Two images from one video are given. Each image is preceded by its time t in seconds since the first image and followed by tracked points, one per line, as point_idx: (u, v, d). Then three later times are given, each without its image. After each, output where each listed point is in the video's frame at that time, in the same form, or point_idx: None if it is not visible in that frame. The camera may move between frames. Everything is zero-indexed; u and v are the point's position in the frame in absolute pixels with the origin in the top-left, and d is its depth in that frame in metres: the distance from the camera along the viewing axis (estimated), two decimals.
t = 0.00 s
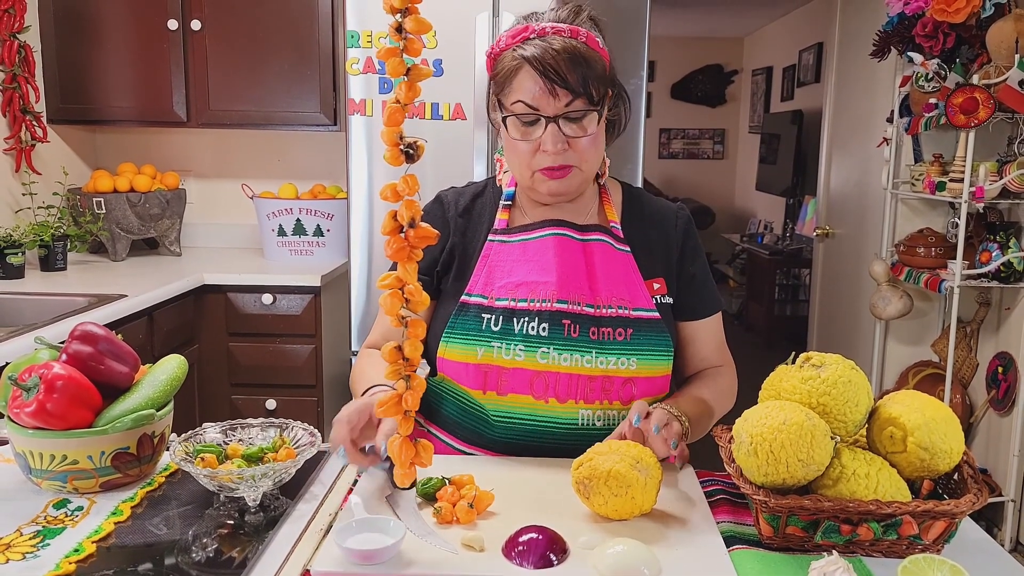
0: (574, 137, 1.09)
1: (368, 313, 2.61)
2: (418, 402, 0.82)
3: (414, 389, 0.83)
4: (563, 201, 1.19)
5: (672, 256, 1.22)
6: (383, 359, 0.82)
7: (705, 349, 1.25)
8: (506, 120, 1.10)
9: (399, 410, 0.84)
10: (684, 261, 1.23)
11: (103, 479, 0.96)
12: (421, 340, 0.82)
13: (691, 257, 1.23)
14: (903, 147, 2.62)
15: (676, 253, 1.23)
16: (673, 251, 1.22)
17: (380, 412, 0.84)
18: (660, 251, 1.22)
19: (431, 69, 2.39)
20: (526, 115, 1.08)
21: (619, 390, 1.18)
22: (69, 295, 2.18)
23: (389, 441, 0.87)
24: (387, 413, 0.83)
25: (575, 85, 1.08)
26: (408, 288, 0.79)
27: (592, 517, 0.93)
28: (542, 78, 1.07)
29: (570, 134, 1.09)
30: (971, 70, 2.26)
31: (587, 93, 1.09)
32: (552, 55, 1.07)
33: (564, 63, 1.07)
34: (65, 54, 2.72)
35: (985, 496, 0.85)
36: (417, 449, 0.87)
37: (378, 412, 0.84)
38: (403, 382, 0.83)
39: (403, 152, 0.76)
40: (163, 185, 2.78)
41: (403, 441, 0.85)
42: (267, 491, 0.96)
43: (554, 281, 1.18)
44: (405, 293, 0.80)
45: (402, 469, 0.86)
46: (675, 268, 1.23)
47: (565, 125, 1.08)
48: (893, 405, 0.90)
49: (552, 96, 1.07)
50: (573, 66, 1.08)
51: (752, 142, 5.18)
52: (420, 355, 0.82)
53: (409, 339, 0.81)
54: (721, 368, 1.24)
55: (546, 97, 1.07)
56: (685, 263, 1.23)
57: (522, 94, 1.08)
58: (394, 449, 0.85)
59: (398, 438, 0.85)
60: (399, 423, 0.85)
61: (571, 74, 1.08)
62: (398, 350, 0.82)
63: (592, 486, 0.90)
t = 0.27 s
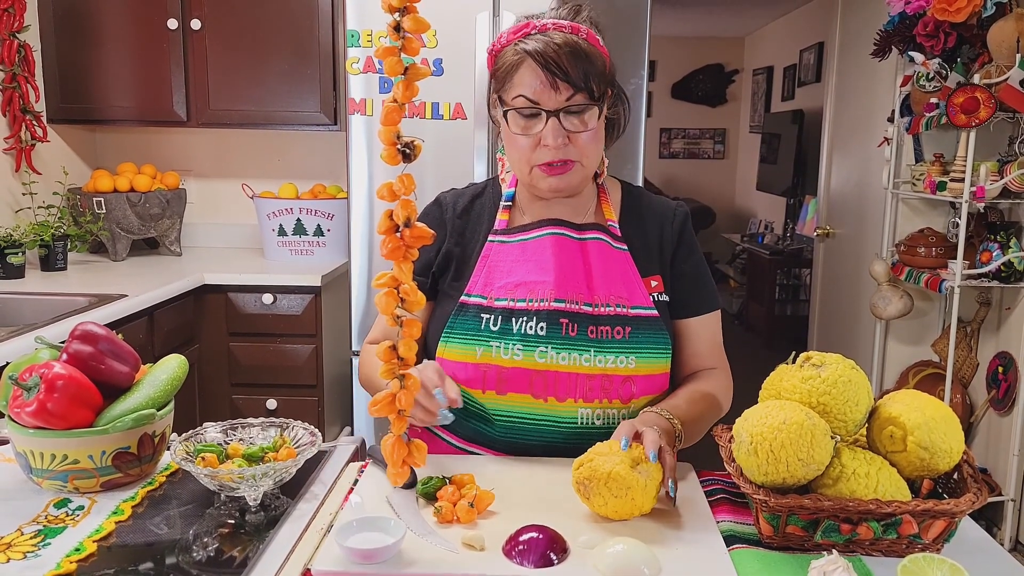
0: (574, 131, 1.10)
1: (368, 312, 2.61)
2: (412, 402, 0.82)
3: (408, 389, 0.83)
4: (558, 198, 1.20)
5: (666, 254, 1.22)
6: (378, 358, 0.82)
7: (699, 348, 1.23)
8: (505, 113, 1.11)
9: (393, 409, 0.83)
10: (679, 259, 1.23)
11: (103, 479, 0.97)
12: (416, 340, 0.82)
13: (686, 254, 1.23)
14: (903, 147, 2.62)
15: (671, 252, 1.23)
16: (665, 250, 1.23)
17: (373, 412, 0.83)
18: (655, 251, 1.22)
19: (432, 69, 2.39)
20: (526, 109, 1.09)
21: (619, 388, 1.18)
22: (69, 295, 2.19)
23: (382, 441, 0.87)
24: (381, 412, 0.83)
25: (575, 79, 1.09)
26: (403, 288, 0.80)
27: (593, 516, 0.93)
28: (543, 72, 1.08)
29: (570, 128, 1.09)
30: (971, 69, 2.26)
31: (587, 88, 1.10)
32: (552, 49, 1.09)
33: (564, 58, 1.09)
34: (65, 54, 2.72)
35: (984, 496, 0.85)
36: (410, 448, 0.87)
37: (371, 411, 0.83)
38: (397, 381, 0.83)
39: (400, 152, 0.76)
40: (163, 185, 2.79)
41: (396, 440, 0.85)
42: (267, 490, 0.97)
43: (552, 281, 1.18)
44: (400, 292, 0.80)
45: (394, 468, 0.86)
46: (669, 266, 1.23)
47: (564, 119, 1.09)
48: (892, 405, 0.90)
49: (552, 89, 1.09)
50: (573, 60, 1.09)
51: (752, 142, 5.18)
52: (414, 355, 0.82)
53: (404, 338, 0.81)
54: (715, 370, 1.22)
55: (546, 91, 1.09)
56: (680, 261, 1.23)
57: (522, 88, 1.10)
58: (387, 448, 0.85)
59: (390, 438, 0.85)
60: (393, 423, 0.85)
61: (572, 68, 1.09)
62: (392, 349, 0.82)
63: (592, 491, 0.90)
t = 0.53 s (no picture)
0: (575, 125, 1.10)
1: (368, 312, 2.61)
2: (412, 401, 0.82)
3: (408, 388, 0.83)
4: (560, 195, 1.21)
5: (665, 252, 1.23)
6: (377, 357, 0.82)
7: (697, 347, 1.23)
8: (507, 106, 1.12)
9: (393, 408, 0.83)
10: (679, 257, 1.23)
11: (102, 479, 0.97)
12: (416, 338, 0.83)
13: (685, 252, 1.23)
14: (903, 146, 2.62)
15: (670, 250, 1.23)
16: (665, 248, 1.23)
17: (374, 410, 0.83)
18: (655, 250, 1.23)
19: (431, 68, 2.39)
20: (528, 101, 1.10)
21: (619, 386, 1.18)
22: (68, 294, 2.19)
23: (382, 440, 0.87)
24: (380, 411, 0.83)
25: (577, 73, 1.10)
26: (402, 287, 0.80)
27: (593, 516, 0.93)
28: (546, 65, 1.10)
29: (571, 122, 1.10)
30: (971, 69, 2.26)
31: (588, 83, 1.11)
32: (555, 43, 1.10)
33: (566, 51, 1.10)
34: (63, 54, 2.72)
35: (983, 494, 0.85)
36: (410, 447, 0.87)
37: (371, 410, 0.84)
38: (397, 380, 0.83)
39: (399, 151, 0.77)
40: (162, 185, 2.78)
41: (395, 439, 0.85)
42: (266, 490, 0.97)
43: (553, 279, 1.19)
44: (400, 291, 0.80)
45: (393, 467, 0.86)
46: (669, 263, 1.23)
47: (566, 112, 1.10)
48: (891, 404, 0.90)
49: (555, 81, 1.09)
50: (576, 55, 1.10)
51: (752, 141, 5.18)
52: (414, 354, 0.82)
53: (404, 337, 0.82)
54: (711, 371, 1.21)
55: (548, 84, 1.10)
56: (679, 258, 1.23)
57: (524, 81, 1.11)
58: (386, 447, 0.85)
59: (390, 437, 0.85)
60: (393, 422, 0.85)
61: (574, 62, 1.10)
62: (391, 349, 0.82)
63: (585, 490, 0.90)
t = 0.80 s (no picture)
0: (579, 127, 1.10)
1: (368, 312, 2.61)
2: (417, 400, 0.83)
3: (413, 387, 0.83)
4: (565, 195, 1.20)
5: (669, 252, 1.21)
6: (382, 357, 0.82)
7: (704, 347, 1.21)
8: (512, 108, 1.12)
9: (399, 408, 0.83)
10: (683, 256, 1.22)
11: (102, 479, 0.97)
12: (420, 338, 0.83)
13: (689, 252, 1.22)
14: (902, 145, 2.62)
15: (674, 250, 1.22)
16: (668, 248, 1.22)
17: (380, 411, 0.83)
18: (658, 250, 1.22)
19: (430, 68, 2.39)
20: (532, 103, 1.10)
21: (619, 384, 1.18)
22: (67, 295, 2.18)
23: (388, 440, 0.87)
24: (387, 411, 0.83)
25: (581, 75, 1.10)
26: (406, 287, 0.80)
27: (592, 515, 0.93)
28: (550, 66, 1.10)
29: (575, 124, 1.10)
30: (970, 67, 2.26)
31: (593, 85, 1.11)
32: (559, 45, 1.10)
33: (571, 53, 1.10)
34: (62, 54, 2.72)
35: (982, 493, 0.85)
36: (416, 447, 0.87)
37: (378, 411, 0.83)
38: (402, 380, 0.83)
39: (401, 151, 0.77)
40: (161, 185, 2.78)
41: (401, 439, 0.85)
42: (266, 490, 0.97)
43: (554, 278, 1.19)
44: (404, 291, 0.80)
45: (400, 467, 0.86)
46: (672, 264, 1.22)
47: (570, 113, 1.10)
48: (890, 402, 0.90)
49: (558, 83, 1.10)
50: (580, 57, 1.10)
51: (751, 140, 5.18)
52: (419, 353, 0.82)
53: (408, 337, 0.82)
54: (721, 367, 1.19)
55: (552, 86, 1.10)
56: (683, 258, 1.22)
57: (528, 83, 1.11)
58: (393, 446, 0.85)
59: (396, 436, 0.85)
60: (398, 422, 0.85)
61: (578, 64, 1.10)
62: (396, 349, 0.82)
63: (577, 374, 0.91)
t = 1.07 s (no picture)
0: (581, 128, 1.10)
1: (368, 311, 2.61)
2: (421, 399, 0.83)
3: (417, 386, 0.83)
4: (566, 198, 1.21)
5: (670, 251, 1.23)
6: (385, 357, 0.82)
7: (706, 345, 1.21)
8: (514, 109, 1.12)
9: (402, 408, 0.83)
10: (683, 256, 1.23)
11: (102, 478, 0.97)
12: (422, 337, 0.83)
13: (689, 251, 1.23)
14: (902, 143, 2.62)
15: (674, 249, 1.23)
16: (669, 248, 1.23)
17: (383, 411, 0.82)
18: (659, 250, 1.22)
19: (429, 66, 2.39)
20: (534, 104, 1.09)
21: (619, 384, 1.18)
22: (67, 295, 2.18)
23: (391, 439, 0.87)
24: (389, 411, 0.82)
25: (583, 76, 1.10)
26: (408, 286, 0.80)
27: (591, 514, 0.93)
28: (552, 68, 1.09)
29: (577, 125, 1.10)
30: (970, 65, 2.26)
31: (595, 86, 1.11)
32: (562, 47, 1.10)
33: (573, 55, 1.10)
34: (62, 54, 2.72)
35: (983, 491, 0.85)
36: (421, 446, 0.87)
37: (380, 411, 0.83)
38: (405, 379, 0.83)
39: (401, 150, 0.77)
40: (160, 185, 2.78)
41: (405, 439, 0.85)
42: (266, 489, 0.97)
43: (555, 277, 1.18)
44: (406, 290, 0.80)
45: (405, 466, 0.86)
46: (672, 263, 1.23)
47: (572, 115, 1.09)
48: (890, 401, 0.90)
49: (561, 85, 1.09)
50: (582, 58, 1.10)
51: (751, 138, 5.17)
52: (422, 352, 0.82)
53: (411, 336, 0.82)
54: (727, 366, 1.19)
55: (554, 87, 1.10)
56: (684, 257, 1.23)
57: (531, 84, 1.11)
58: (396, 447, 0.85)
59: (399, 437, 0.85)
60: (401, 421, 0.85)
61: (581, 65, 1.10)
62: (399, 348, 0.82)
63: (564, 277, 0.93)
